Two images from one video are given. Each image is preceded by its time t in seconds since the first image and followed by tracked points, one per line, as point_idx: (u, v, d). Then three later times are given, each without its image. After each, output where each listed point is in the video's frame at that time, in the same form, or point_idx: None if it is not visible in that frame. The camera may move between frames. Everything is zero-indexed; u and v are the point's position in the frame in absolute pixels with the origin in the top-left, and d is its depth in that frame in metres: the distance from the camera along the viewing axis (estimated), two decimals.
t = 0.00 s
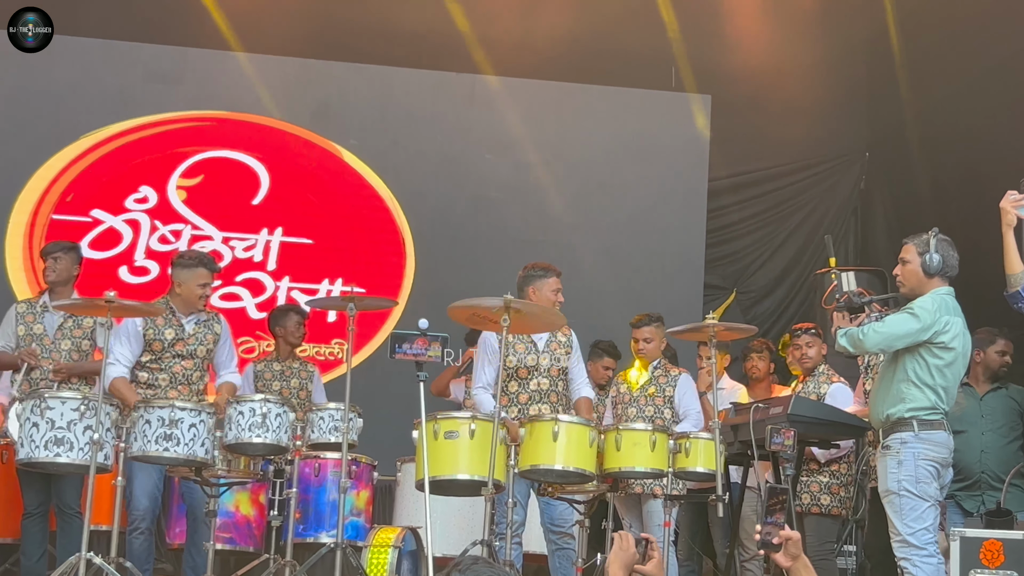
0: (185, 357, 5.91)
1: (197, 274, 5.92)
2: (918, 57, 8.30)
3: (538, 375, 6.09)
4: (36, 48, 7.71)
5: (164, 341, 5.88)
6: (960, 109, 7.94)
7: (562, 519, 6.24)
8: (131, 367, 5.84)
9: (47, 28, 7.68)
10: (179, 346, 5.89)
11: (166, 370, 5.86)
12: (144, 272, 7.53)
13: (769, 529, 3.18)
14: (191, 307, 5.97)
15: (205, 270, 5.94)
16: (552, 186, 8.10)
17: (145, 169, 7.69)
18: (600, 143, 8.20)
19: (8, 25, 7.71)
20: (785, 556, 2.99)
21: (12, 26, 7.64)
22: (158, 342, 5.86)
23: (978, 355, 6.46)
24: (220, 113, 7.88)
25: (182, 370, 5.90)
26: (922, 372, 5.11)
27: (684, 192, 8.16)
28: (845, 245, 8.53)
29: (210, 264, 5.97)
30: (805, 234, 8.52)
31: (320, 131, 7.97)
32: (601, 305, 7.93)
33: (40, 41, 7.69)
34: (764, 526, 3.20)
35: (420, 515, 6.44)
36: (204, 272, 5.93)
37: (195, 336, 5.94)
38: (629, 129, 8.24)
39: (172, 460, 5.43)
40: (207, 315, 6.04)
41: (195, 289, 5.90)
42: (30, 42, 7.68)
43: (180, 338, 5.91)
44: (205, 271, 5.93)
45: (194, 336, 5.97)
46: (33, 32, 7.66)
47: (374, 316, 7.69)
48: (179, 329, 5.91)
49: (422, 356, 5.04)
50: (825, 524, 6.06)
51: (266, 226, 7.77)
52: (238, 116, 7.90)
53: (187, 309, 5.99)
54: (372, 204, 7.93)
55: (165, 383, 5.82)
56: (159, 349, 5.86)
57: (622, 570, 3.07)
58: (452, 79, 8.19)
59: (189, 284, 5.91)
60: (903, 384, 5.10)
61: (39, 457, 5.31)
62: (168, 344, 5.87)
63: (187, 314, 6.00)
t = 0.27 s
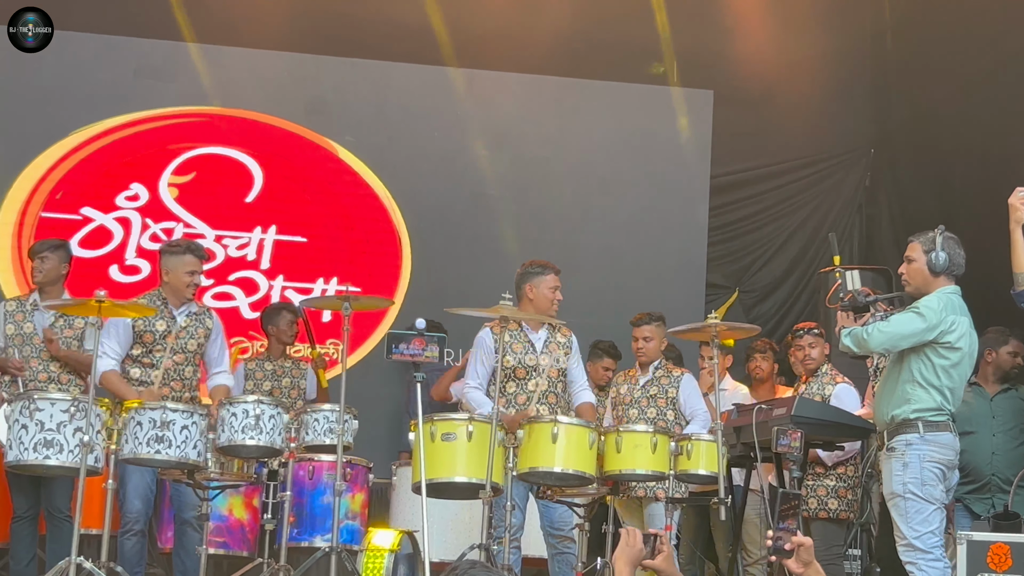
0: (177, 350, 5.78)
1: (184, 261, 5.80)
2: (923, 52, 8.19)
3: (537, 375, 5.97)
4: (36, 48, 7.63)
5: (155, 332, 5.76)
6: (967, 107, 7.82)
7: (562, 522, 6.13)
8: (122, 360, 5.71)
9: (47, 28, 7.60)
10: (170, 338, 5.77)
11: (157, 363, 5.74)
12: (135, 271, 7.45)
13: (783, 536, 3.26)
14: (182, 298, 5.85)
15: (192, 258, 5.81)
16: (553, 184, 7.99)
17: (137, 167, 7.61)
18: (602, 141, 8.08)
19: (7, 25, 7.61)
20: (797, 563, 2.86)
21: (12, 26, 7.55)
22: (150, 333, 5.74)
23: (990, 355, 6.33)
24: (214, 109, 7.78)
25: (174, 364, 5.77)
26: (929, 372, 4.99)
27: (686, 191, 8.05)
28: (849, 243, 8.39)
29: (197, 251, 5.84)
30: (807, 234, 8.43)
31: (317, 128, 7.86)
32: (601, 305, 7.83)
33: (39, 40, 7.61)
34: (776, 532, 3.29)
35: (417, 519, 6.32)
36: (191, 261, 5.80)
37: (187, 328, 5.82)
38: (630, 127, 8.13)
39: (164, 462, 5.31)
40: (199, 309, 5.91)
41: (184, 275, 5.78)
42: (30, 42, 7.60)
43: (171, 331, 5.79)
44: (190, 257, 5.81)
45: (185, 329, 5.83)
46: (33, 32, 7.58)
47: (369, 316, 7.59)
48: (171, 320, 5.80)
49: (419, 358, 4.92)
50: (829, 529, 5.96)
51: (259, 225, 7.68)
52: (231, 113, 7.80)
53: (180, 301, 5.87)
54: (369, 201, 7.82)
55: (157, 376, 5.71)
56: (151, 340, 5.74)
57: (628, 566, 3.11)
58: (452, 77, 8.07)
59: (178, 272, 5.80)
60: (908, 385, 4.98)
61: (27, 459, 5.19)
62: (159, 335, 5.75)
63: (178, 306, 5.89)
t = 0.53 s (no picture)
0: (173, 348, 5.76)
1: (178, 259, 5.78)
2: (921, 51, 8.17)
3: (534, 375, 5.96)
4: (36, 49, 7.61)
5: (151, 330, 5.75)
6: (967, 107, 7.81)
7: (560, 522, 6.10)
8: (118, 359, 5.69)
9: (47, 28, 7.59)
10: (166, 336, 5.75)
11: (153, 362, 5.71)
12: (132, 271, 7.44)
13: (788, 539, 3.39)
14: (177, 296, 5.83)
15: (187, 253, 5.79)
16: (552, 185, 7.97)
17: (134, 167, 7.60)
18: (601, 141, 8.07)
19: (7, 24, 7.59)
20: (804, 565, 2.99)
21: (12, 26, 7.53)
22: (145, 332, 5.73)
23: (991, 354, 6.31)
24: (210, 109, 7.76)
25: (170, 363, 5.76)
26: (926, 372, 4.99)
27: (685, 191, 8.04)
28: (847, 243, 8.37)
29: (191, 248, 5.82)
30: (805, 234, 8.41)
31: (316, 129, 7.85)
32: (600, 306, 7.81)
33: (39, 40, 7.60)
34: (782, 534, 3.42)
35: (415, 520, 6.31)
36: (186, 256, 5.78)
37: (183, 326, 5.80)
38: (630, 127, 8.11)
39: (161, 463, 5.29)
40: (195, 306, 5.90)
41: (179, 272, 5.75)
42: (30, 42, 7.58)
43: (167, 329, 5.78)
44: (185, 254, 5.78)
45: (180, 327, 5.82)
46: (33, 32, 7.57)
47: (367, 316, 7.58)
48: (166, 318, 5.78)
49: (416, 358, 4.91)
50: (828, 530, 6.01)
51: (256, 225, 7.67)
52: (229, 113, 7.79)
53: (175, 298, 5.86)
54: (367, 201, 7.81)
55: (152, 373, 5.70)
56: (147, 338, 5.73)
57: (627, 564, 3.38)
58: (451, 77, 8.05)
59: (172, 269, 5.77)
60: (906, 385, 4.97)
61: (23, 460, 5.16)
62: (155, 333, 5.74)
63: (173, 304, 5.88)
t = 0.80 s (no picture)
0: (170, 348, 5.76)
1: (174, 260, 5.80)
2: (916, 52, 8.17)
3: (532, 376, 5.95)
4: (36, 48, 7.62)
5: (148, 330, 5.74)
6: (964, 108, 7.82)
7: (558, 523, 6.11)
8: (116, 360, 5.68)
9: (47, 28, 7.60)
10: (163, 337, 5.75)
11: (150, 363, 5.71)
12: (129, 272, 7.44)
13: (789, 542, 3.09)
14: (174, 297, 5.83)
15: (183, 254, 5.81)
16: (550, 186, 7.98)
17: (132, 167, 7.60)
18: (600, 143, 8.08)
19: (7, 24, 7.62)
20: (806, 567, 2.91)
21: (12, 26, 7.56)
22: (143, 332, 5.72)
23: (990, 354, 6.31)
24: (205, 110, 7.76)
25: (167, 363, 5.75)
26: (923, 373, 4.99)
27: (682, 192, 8.05)
28: (845, 244, 8.39)
29: (187, 248, 5.86)
30: (803, 234, 8.40)
31: (314, 130, 7.85)
32: (598, 307, 7.82)
33: (38, 40, 7.60)
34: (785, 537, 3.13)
35: (413, 521, 6.32)
36: (182, 257, 5.80)
37: (180, 326, 5.80)
38: (628, 128, 8.12)
39: (158, 463, 5.29)
40: (192, 307, 5.89)
41: (175, 273, 5.76)
42: (30, 42, 7.59)
43: (164, 329, 5.78)
44: (182, 255, 5.81)
45: (178, 328, 5.81)
46: (32, 32, 7.58)
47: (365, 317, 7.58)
48: (164, 319, 5.78)
49: (413, 358, 4.91)
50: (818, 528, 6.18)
51: (254, 226, 7.67)
52: (227, 113, 7.79)
53: (172, 299, 5.86)
54: (364, 202, 7.81)
55: (150, 374, 5.69)
56: (144, 338, 5.72)
57: (625, 565, 3.21)
58: (450, 78, 8.06)
59: (169, 269, 5.78)
60: (903, 386, 4.98)
61: (21, 461, 5.15)
62: (152, 333, 5.73)
63: (171, 304, 5.87)
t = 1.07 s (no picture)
0: (170, 350, 5.76)
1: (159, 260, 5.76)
2: (915, 53, 8.17)
3: (531, 376, 5.95)
4: (35, 48, 7.63)
5: (149, 331, 5.75)
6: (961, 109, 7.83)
7: (556, 523, 6.13)
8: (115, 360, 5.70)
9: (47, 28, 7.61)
10: (164, 338, 5.75)
11: (150, 364, 5.71)
12: (128, 273, 7.45)
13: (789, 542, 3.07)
14: (170, 298, 5.83)
15: (167, 253, 5.76)
16: (548, 187, 7.99)
17: (130, 168, 7.61)
18: (598, 144, 8.08)
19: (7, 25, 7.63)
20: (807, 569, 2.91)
21: (12, 26, 7.57)
22: (143, 333, 5.73)
23: (990, 354, 6.31)
24: (202, 110, 7.75)
25: (167, 364, 5.76)
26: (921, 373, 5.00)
27: (680, 193, 8.05)
28: (842, 244, 8.40)
29: (172, 246, 5.79)
30: (801, 234, 8.42)
31: (313, 131, 7.85)
32: (596, 307, 7.83)
33: (38, 40, 7.61)
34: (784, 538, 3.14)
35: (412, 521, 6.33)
36: (166, 257, 5.75)
37: (180, 327, 5.80)
38: (626, 129, 8.13)
39: (157, 464, 5.30)
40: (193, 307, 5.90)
41: (157, 274, 5.75)
42: (30, 42, 7.60)
43: (165, 330, 5.78)
44: (166, 255, 5.76)
45: (177, 328, 5.81)
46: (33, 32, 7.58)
47: (363, 318, 7.60)
48: (164, 320, 5.78)
49: (410, 359, 4.95)
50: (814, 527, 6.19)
51: (252, 226, 7.68)
52: (225, 113, 7.79)
53: (172, 301, 5.87)
54: (362, 202, 7.82)
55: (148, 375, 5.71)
56: (145, 339, 5.73)
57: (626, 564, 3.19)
58: (448, 79, 8.06)
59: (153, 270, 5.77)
60: (901, 387, 4.99)
61: (20, 461, 5.15)
62: (152, 334, 5.74)
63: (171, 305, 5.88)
